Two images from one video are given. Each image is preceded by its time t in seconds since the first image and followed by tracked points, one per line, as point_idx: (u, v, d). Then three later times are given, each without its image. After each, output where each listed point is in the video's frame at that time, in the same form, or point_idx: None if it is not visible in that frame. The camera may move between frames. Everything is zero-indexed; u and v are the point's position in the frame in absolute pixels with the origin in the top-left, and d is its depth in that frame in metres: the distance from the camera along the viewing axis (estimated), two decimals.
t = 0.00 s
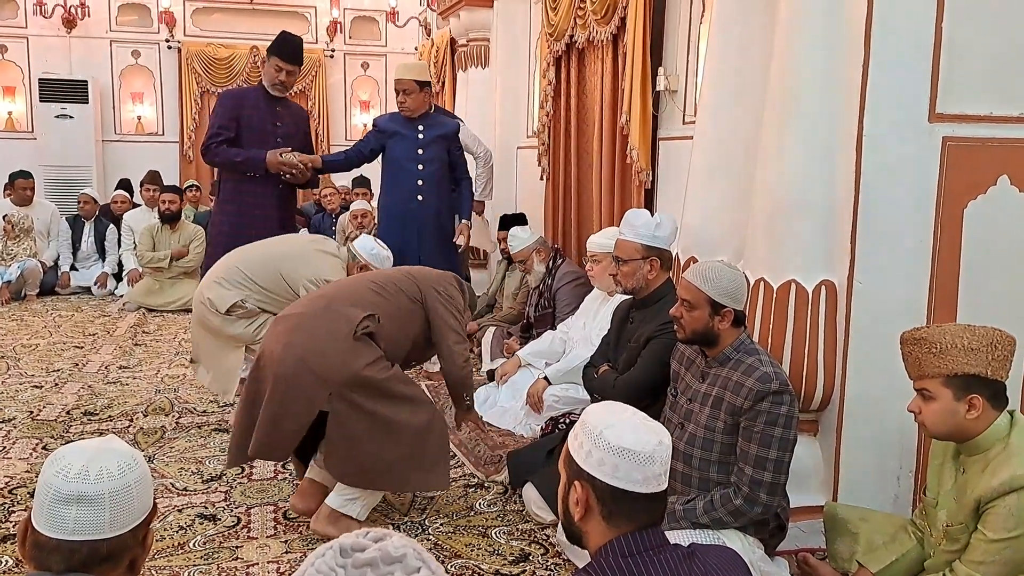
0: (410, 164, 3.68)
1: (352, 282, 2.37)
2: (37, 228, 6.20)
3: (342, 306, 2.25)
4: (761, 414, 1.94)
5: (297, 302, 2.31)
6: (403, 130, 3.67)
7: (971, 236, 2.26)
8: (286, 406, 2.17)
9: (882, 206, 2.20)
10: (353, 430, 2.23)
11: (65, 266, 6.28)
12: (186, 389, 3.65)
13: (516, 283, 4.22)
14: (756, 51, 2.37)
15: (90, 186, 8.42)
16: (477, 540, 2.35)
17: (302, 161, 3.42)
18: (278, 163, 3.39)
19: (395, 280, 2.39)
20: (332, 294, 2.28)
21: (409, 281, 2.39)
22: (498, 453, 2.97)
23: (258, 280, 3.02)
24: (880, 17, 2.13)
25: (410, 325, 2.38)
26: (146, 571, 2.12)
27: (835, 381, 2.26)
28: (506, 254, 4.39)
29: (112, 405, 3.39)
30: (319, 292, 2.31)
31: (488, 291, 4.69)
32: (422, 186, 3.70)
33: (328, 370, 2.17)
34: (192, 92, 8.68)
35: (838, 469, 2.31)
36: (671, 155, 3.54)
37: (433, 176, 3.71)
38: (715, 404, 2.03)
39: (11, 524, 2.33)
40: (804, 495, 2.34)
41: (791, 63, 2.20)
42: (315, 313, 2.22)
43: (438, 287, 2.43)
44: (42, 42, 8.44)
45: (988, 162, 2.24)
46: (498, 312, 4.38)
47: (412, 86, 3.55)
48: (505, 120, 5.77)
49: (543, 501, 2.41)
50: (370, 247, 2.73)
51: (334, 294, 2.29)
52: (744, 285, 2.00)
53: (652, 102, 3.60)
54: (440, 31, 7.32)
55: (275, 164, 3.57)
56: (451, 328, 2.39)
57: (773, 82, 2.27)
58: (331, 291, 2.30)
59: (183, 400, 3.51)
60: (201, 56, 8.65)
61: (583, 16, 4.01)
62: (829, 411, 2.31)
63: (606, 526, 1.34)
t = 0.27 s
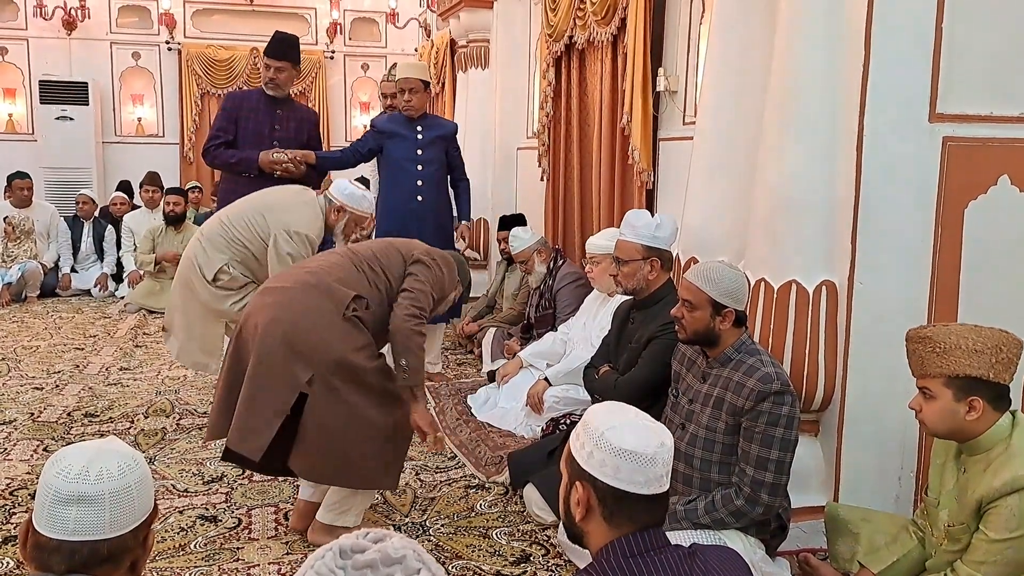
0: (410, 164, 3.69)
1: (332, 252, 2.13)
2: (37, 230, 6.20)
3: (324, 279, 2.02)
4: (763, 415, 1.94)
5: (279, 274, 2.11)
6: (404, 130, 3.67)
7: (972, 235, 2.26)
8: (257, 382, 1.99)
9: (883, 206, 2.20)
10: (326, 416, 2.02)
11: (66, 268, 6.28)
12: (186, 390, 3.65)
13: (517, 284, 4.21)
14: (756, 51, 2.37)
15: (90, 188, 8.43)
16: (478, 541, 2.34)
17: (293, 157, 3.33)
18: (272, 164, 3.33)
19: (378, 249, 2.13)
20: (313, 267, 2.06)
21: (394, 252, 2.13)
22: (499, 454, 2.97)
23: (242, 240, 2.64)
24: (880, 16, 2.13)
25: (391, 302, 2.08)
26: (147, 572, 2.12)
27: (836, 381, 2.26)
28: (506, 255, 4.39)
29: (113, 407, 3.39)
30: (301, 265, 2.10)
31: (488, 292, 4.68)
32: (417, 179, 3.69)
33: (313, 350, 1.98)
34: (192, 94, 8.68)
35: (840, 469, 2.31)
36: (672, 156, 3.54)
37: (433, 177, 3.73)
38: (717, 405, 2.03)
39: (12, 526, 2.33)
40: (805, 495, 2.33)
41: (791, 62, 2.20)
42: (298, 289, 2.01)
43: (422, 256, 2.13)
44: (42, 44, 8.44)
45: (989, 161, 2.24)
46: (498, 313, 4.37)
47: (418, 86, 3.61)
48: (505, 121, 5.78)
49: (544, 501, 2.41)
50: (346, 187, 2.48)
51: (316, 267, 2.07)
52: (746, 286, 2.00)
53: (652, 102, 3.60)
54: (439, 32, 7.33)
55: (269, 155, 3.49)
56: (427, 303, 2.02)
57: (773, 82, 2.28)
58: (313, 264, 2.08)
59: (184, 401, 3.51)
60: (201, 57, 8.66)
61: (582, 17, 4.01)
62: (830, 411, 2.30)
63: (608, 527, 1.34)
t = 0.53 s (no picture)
0: (407, 164, 3.67)
1: (310, 213, 2.06)
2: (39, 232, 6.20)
3: (309, 253, 1.98)
4: (765, 416, 1.93)
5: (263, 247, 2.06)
6: (402, 131, 3.68)
7: (974, 235, 2.26)
8: (248, 369, 1.98)
9: (884, 206, 2.20)
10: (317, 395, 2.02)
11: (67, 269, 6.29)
12: (188, 392, 3.65)
13: (518, 285, 4.20)
14: (756, 52, 2.37)
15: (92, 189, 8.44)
16: (480, 542, 2.34)
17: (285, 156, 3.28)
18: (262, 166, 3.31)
19: (358, 201, 2.04)
20: (296, 238, 2.00)
21: (371, 197, 2.04)
22: (501, 455, 2.96)
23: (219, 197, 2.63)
24: (880, 17, 2.13)
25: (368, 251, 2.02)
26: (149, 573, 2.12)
27: (838, 382, 2.26)
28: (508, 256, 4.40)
29: (115, 408, 3.40)
30: (284, 233, 2.04)
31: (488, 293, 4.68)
32: (411, 173, 3.66)
33: (301, 329, 1.98)
34: (193, 96, 8.68)
35: (842, 469, 2.31)
36: (673, 156, 3.54)
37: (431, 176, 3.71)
38: (719, 406, 2.03)
39: (14, 528, 2.33)
40: (807, 495, 2.33)
41: (791, 62, 2.20)
42: (285, 265, 1.99)
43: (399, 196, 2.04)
44: (43, 46, 8.45)
45: (990, 162, 2.24)
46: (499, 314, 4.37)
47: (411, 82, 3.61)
48: (506, 122, 5.78)
49: (546, 503, 2.40)
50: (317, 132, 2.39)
51: (298, 236, 2.01)
52: (748, 287, 2.00)
53: (653, 104, 3.60)
54: (440, 33, 7.33)
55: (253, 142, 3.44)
56: (401, 247, 1.97)
57: (773, 82, 2.28)
58: (295, 232, 2.02)
59: (186, 402, 3.52)
60: (202, 59, 8.66)
61: (583, 18, 4.01)
62: (832, 412, 2.30)
63: (610, 528, 1.34)
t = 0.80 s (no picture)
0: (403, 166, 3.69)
1: (286, 198, 2.04)
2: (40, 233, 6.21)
3: (304, 244, 2.00)
4: (766, 416, 1.93)
5: (249, 243, 2.06)
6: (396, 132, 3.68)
7: (975, 235, 2.26)
8: (263, 372, 1.99)
9: (885, 206, 2.20)
10: (332, 384, 2.06)
11: (69, 271, 6.30)
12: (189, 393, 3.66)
13: (521, 285, 4.19)
14: (757, 52, 2.37)
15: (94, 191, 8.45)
16: (481, 543, 2.34)
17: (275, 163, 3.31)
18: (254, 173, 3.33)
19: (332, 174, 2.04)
20: (285, 228, 2.01)
21: (341, 161, 2.04)
22: (502, 456, 2.97)
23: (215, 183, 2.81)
24: (880, 17, 2.13)
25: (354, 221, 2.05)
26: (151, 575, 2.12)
27: (839, 383, 2.25)
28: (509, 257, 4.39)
29: (116, 410, 3.40)
30: (269, 224, 2.04)
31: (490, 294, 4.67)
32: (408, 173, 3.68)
33: (309, 324, 2.00)
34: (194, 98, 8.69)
35: (843, 470, 2.31)
36: (674, 157, 3.54)
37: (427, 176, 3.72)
38: (720, 407, 2.03)
39: (15, 530, 2.33)
40: (809, 496, 2.33)
41: (792, 62, 2.20)
42: (281, 263, 1.99)
43: (373, 152, 2.04)
44: (45, 49, 8.45)
45: (991, 162, 2.23)
46: (501, 315, 4.36)
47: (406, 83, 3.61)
48: (507, 123, 5.77)
49: (548, 504, 2.40)
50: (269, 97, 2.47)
51: (285, 225, 2.01)
52: (749, 287, 2.00)
53: (654, 104, 3.60)
54: (441, 34, 7.33)
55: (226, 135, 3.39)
56: (386, 204, 2.01)
57: (774, 83, 2.28)
58: (281, 221, 2.02)
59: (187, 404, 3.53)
60: (203, 61, 8.66)
61: (585, 19, 4.01)
62: (833, 412, 2.30)
63: (611, 529, 1.34)
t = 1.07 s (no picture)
0: (396, 168, 3.66)
1: (271, 206, 1.97)
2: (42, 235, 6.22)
3: (303, 250, 1.96)
4: (767, 416, 1.93)
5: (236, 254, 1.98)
6: (386, 135, 3.66)
7: (976, 235, 2.26)
8: (279, 384, 1.95)
9: (885, 206, 2.20)
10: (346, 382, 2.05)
11: (71, 273, 6.31)
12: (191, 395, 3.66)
13: (523, 286, 4.19)
14: (758, 52, 2.37)
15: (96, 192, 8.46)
16: (483, 544, 2.34)
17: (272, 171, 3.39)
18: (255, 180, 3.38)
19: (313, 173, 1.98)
20: (282, 236, 1.96)
21: (319, 157, 1.99)
22: (503, 456, 2.97)
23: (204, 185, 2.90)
24: (881, 17, 2.13)
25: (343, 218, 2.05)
26: None
27: (841, 383, 2.25)
28: (510, 257, 4.39)
29: (118, 412, 3.40)
30: (258, 232, 1.97)
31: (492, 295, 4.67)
32: (400, 175, 3.66)
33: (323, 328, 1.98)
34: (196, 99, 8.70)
35: (845, 470, 2.30)
36: (676, 157, 3.54)
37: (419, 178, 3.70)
38: (721, 407, 2.03)
39: (18, 531, 2.34)
40: (811, 496, 2.33)
41: (792, 63, 2.20)
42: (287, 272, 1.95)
43: (352, 141, 2.02)
44: (47, 50, 8.46)
45: (993, 162, 2.23)
46: (503, 317, 4.37)
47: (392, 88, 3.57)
48: (509, 123, 5.77)
49: (549, 505, 2.41)
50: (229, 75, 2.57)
51: (277, 232, 1.96)
52: (749, 287, 2.00)
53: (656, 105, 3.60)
54: (443, 35, 7.32)
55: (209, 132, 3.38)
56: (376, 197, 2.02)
57: (775, 83, 2.28)
58: (275, 230, 1.96)
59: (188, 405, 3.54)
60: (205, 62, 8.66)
61: (586, 19, 4.01)
62: (834, 412, 2.30)
63: (611, 529, 1.34)
